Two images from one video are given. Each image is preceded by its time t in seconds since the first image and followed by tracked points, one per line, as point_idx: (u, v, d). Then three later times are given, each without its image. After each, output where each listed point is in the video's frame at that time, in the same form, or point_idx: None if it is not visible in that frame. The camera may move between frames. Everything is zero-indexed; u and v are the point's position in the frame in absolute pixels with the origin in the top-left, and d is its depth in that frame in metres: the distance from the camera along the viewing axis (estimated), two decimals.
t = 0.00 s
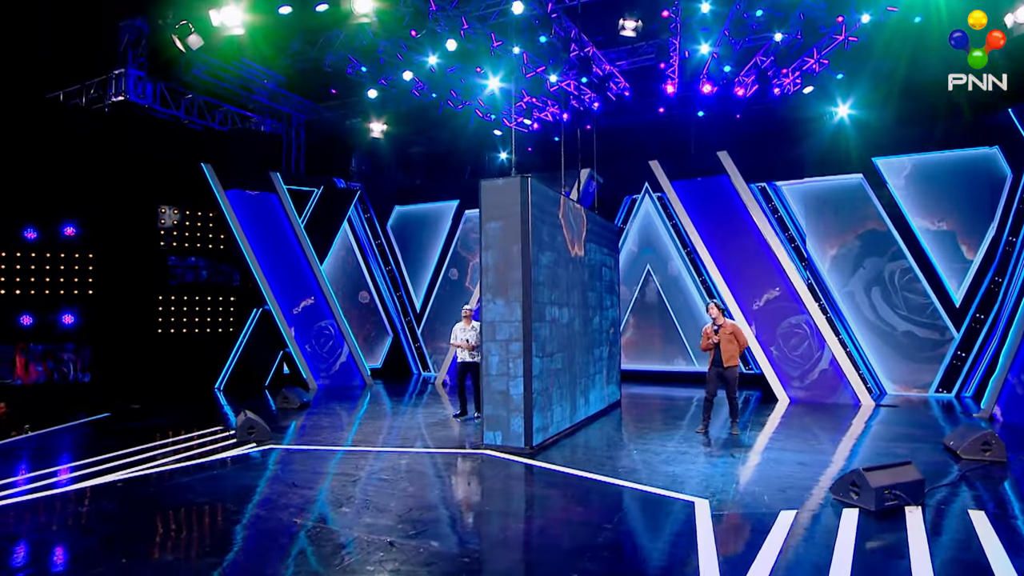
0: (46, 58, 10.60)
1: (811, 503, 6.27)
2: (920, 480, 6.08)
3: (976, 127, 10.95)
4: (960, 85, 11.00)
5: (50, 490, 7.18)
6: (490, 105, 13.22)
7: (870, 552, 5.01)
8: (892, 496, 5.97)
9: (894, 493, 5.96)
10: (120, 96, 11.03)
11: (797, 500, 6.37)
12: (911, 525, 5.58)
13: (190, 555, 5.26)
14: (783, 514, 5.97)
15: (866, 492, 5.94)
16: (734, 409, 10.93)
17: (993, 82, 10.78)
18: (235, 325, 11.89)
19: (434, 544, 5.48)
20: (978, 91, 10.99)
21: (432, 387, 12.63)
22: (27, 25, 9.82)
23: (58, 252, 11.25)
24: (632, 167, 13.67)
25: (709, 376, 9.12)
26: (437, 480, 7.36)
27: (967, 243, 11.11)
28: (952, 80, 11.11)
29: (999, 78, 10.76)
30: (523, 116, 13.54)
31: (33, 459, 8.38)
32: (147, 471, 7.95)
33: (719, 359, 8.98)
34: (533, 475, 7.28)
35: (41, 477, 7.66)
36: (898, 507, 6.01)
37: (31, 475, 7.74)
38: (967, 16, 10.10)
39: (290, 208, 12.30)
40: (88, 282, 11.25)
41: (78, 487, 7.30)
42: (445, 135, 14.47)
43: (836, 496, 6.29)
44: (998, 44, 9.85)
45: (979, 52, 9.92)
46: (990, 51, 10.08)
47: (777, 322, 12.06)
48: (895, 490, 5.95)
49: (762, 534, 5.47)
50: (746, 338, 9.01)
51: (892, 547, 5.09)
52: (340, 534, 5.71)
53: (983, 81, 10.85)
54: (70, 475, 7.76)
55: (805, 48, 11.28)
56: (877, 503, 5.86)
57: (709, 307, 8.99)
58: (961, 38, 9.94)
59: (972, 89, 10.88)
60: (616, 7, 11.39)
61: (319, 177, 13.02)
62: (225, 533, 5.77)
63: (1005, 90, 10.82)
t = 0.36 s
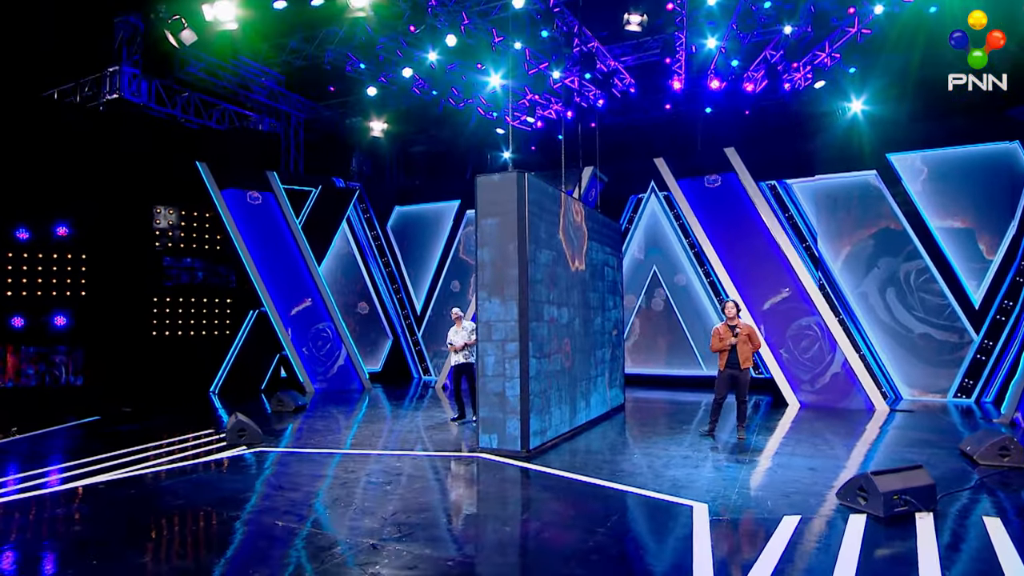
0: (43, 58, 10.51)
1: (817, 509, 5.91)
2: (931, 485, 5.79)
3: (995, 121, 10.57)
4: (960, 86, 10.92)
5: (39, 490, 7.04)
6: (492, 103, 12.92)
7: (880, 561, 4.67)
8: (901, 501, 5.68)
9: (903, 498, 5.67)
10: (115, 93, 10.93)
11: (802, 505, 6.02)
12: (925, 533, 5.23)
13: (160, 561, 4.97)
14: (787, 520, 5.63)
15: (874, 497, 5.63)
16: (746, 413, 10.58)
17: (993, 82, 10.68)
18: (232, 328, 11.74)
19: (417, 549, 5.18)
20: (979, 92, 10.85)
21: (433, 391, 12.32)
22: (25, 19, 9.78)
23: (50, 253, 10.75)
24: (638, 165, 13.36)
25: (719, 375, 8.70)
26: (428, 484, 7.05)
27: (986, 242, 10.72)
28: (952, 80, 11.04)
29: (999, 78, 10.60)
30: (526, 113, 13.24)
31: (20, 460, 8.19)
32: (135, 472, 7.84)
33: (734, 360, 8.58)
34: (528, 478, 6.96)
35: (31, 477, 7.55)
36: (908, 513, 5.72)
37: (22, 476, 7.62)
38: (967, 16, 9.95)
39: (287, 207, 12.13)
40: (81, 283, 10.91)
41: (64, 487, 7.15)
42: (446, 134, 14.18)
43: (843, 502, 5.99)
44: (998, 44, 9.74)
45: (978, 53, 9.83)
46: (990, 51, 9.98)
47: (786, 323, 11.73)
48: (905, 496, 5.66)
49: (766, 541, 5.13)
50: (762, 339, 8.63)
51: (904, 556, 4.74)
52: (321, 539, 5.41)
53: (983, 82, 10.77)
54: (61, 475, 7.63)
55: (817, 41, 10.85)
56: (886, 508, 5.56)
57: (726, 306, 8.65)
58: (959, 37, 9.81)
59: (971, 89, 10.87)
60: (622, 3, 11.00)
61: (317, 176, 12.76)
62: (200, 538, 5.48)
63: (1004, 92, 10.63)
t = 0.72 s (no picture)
0: (34, 57, 10.44)
1: (821, 512, 5.63)
2: (941, 488, 5.45)
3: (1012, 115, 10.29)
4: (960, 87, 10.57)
5: (22, 489, 6.95)
6: (492, 99, 12.62)
7: (886, 567, 4.40)
8: (909, 504, 5.35)
9: (911, 501, 5.34)
10: (106, 89, 10.41)
11: (806, 509, 5.73)
12: (937, 538, 4.92)
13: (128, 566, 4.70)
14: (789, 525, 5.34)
15: (879, 500, 5.35)
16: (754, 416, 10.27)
17: (993, 82, 10.43)
18: (227, 330, 11.45)
19: (399, 553, 4.92)
20: (979, 93, 10.53)
21: (432, 394, 12.00)
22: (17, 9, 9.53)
23: (40, 251, 10.29)
24: (643, 161, 13.09)
25: (722, 379, 8.39)
26: (417, 487, 6.74)
27: (1007, 239, 10.34)
28: (952, 80, 10.66)
29: (999, 78, 10.41)
30: (528, 109, 12.95)
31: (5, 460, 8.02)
32: (120, 474, 7.68)
33: (739, 360, 8.24)
34: (522, 480, 6.65)
35: (21, 476, 7.49)
36: (917, 517, 5.39)
37: (10, 475, 7.52)
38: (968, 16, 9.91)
39: (282, 205, 11.87)
40: (73, 283, 10.51)
41: (48, 487, 7.02)
42: (444, 130, 13.83)
43: (848, 505, 5.69)
44: (999, 44, 9.56)
45: (978, 54, 9.63)
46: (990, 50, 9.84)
47: (796, 324, 11.46)
48: (913, 498, 5.33)
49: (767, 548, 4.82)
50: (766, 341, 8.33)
51: (912, 562, 4.46)
52: (299, 543, 5.14)
53: (983, 82, 10.50)
54: (49, 475, 7.52)
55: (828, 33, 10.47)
56: (892, 512, 5.26)
57: (734, 304, 8.27)
58: (961, 38, 9.55)
59: (971, 91, 10.54)
60: None
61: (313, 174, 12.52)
62: (173, 542, 5.21)
63: (1004, 92, 10.46)
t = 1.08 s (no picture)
0: (26, 50, 10.17)
1: (824, 515, 5.42)
2: (950, 490, 5.25)
3: None
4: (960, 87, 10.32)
5: (9, 488, 6.79)
6: (494, 95, 12.34)
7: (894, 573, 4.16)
8: (916, 507, 5.15)
9: (919, 504, 5.14)
10: (99, 86, 10.20)
11: (807, 511, 5.52)
12: (948, 546, 4.63)
13: (96, 570, 4.47)
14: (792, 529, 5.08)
15: (885, 502, 5.13)
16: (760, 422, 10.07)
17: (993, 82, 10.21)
18: (222, 332, 11.22)
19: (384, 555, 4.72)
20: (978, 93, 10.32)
21: (432, 397, 11.72)
22: None
23: (32, 250, 10.02)
24: (647, 157, 12.80)
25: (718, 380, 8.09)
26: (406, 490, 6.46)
27: None
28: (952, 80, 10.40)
29: (999, 78, 10.19)
30: (530, 105, 12.67)
31: None
32: (106, 475, 7.43)
33: (730, 360, 7.94)
34: (516, 481, 6.38)
35: (11, 475, 7.31)
36: (924, 521, 5.18)
37: None
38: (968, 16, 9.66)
39: (278, 204, 11.68)
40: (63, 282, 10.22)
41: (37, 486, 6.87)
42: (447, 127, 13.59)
43: (852, 507, 5.48)
44: (999, 44, 9.47)
45: (978, 53, 9.46)
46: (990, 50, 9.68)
47: (804, 324, 11.09)
48: (920, 501, 5.13)
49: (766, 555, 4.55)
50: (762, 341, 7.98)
51: (921, 569, 4.20)
52: (275, 546, 4.89)
53: (983, 82, 10.27)
54: (39, 475, 7.32)
55: (841, 24, 10.09)
56: (899, 515, 5.06)
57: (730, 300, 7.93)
58: (962, 38, 9.35)
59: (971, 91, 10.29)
60: None
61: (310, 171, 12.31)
62: (148, 546, 4.97)
63: (1004, 93, 10.23)
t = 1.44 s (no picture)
0: (14, 42, 9.89)
1: (825, 517, 5.26)
2: (956, 492, 5.12)
3: None
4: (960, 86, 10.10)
5: None
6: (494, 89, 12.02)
7: None
8: (921, 510, 5.00)
9: (924, 506, 5.00)
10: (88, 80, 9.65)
11: (808, 513, 5.34)
12: (966, 557, 4.34)
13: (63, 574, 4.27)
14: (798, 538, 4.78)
15: (888, 504, 4.99)
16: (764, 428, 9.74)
17: (993, 82, 10.02)
18: (215, 332, 10.93)
19: (364, 560, 4.50)
20: (978, 93, 10.13)
21: (430, 399, 11.44)
22: None
23: (19, 249, 9.58)
24: (652, 151, 12.44)
25: (710, 382, 8.17)
26: (394, 494, 6.16)
27: None
28: (951, 80, 10.16)
29: (999, 78, 10.02)
30: (531, 100, 12.38)
31: None
32: (88, 475, 7.21)
33: (716, 359, 8.02)
34: (508, 485, 6.07)
35: None
36: (930, 524, 5.03)
37: None
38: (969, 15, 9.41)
39: (271, 201, 11.48)
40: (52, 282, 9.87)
41: (23, 485, 6.69)
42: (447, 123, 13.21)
43: (855, 510, 5.33)
44: (999, 44, 9.16)
45: (978, 53, 9.12)
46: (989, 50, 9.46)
47: (813, 324, 10.91)
48: (925, 503, 4.98)
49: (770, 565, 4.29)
50: (751, 339, 8.02)
51: None
52: (253, 550, 4.70)
53: (983, 82, 10.07)
54: (25, 475, 7.10)
55: (851, 15, 9.74)
56: (903, 517, 4.91)
57: (718, 298, 8.02)
58: (961, 38, 9.08)
59: (971, 91, 10.09)
60: None
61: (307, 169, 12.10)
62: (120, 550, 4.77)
63: (1004, 92, 10.06)
